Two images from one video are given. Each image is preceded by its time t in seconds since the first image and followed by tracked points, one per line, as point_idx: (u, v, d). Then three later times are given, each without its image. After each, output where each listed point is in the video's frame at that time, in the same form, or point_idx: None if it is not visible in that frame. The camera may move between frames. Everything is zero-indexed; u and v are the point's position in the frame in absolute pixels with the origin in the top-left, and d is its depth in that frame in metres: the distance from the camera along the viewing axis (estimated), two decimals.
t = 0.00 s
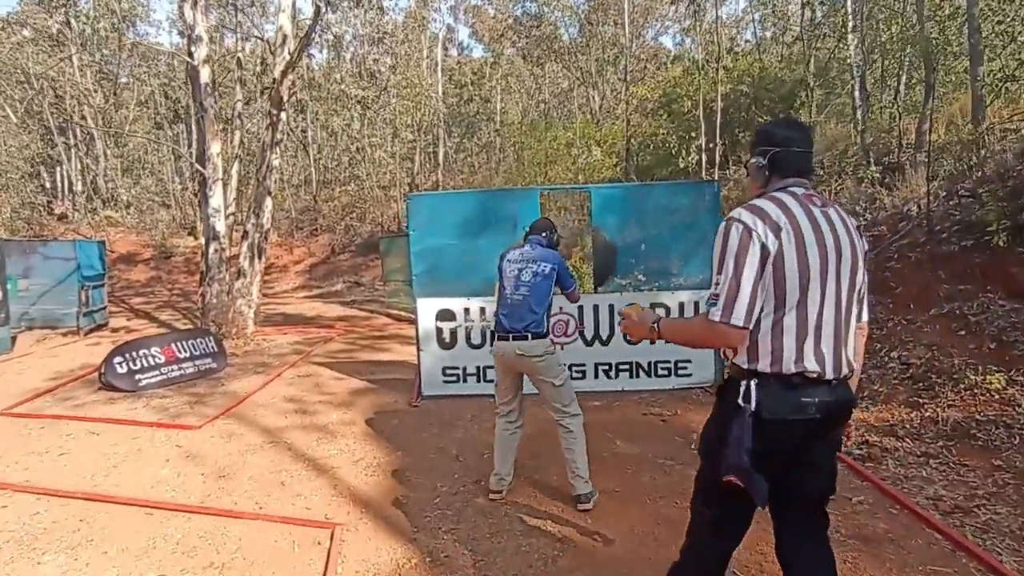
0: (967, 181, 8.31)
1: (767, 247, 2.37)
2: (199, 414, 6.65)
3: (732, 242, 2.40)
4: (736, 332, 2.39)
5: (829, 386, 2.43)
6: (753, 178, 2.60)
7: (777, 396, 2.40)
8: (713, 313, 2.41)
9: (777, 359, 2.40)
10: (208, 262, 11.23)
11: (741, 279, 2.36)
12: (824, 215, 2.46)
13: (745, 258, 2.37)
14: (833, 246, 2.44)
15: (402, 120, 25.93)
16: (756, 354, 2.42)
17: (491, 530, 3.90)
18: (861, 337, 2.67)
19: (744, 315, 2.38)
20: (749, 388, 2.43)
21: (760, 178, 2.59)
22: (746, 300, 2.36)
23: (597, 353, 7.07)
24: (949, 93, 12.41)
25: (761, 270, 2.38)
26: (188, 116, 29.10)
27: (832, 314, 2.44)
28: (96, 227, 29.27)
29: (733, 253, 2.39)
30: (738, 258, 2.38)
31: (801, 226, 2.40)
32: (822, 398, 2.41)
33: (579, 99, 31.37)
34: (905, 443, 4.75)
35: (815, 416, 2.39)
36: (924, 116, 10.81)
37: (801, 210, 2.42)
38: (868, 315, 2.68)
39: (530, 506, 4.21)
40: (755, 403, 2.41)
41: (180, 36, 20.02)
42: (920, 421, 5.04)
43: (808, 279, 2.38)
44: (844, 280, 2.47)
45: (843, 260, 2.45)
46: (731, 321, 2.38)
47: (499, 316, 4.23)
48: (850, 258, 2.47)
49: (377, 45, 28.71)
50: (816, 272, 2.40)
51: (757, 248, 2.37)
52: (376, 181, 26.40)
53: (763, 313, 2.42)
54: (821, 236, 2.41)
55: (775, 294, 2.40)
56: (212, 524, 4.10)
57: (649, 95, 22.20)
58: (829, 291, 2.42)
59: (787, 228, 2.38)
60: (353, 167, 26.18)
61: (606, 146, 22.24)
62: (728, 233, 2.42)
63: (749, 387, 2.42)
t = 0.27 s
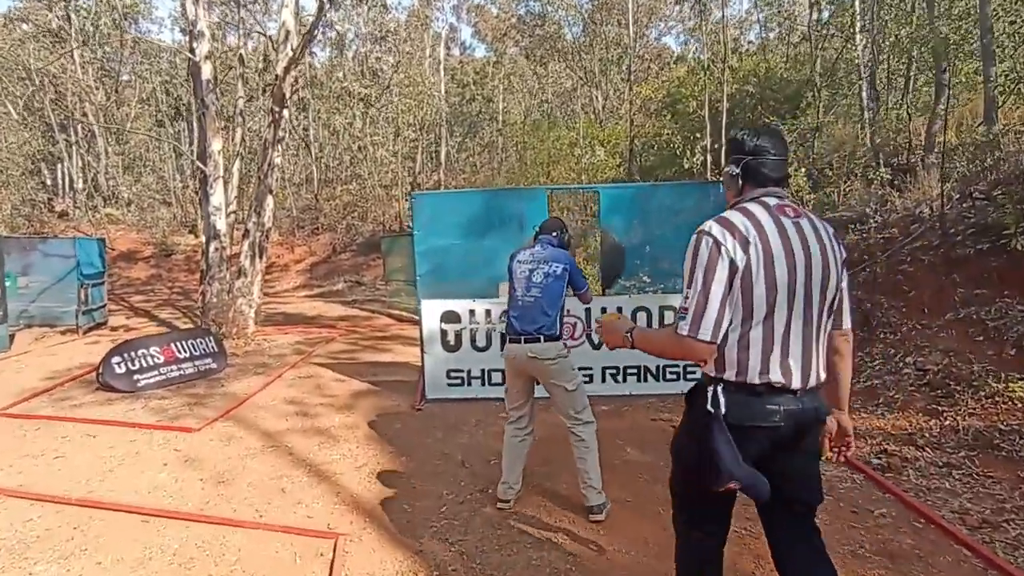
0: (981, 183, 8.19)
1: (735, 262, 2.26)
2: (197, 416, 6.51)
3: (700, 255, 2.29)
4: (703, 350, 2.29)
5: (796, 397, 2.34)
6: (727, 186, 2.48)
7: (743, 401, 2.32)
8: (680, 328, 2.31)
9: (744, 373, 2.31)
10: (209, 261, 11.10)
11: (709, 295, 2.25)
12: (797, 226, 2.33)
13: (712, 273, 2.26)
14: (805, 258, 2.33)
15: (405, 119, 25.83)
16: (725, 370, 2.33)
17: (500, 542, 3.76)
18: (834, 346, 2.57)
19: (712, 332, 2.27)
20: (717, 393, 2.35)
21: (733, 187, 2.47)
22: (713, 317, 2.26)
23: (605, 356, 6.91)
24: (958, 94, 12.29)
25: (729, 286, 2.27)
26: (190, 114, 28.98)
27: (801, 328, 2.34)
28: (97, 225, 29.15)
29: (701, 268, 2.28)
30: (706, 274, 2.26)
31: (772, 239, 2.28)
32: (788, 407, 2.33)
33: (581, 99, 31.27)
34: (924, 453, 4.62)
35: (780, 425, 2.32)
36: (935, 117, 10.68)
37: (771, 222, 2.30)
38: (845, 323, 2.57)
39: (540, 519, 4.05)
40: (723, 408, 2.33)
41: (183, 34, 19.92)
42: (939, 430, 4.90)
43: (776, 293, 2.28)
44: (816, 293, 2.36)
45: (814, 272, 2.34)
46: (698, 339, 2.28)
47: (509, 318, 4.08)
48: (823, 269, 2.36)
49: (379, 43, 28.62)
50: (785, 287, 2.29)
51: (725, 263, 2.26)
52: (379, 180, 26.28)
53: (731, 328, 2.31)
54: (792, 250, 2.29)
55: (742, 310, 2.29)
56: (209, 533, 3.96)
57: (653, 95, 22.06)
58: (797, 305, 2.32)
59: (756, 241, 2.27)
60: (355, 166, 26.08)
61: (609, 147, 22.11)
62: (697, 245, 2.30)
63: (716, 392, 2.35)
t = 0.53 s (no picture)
0: (996, 184, 8.06)
1: (709, 262, 2.27)
2: (198, 419, 6.38)
3: (674, 257, 2.31)
4: (676, 351, 2.32)
5: (777, 399, 2.34)
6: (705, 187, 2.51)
7: (727, 406, 2.32)
8: (655, 330, 2.34)
9: (721, 374, 2.32)
10: (210, 261, 10.96)
11: (682, 297, 2.27)
12: (774, 228, 2.32)
13: (686, 274, 2.28)
14: (781, 258, 2.32)
15: (407, 118, 25.67)
16: (701, 371, 2.35)
17: (514, 555, 3.64)
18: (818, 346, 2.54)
19: (685, 332, 2.29)
20: (700, 396, 2.36)
21: (711, 188, 2.48)
22: (685, 317, 2.28)
23: (614, 360, 6.74)
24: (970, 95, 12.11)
25: (704, 287, 2.28)
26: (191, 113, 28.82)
27: (779, 328, 2.33)
28: (98, 224, 28.97)
29: (674, 269, 2.30)
30: (679, 275, 2.29)
31: (747, 240, 2.28)
32: (771, 409, 2.33)
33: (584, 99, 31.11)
34: (948, 462, 4.49)
35: (764, 427, 2.32)
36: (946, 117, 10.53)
37: (746, 222, 2.30)
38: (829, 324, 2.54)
39: (554, 529, 3.92)
40: (706, 411, 2.34)
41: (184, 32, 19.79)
42: (961, 438, 4.79)
43: (751, 294, 2.28)
44: (794, 294, 2.35)
45: (792, 272, 2.33)
46: (670, 339, 2.30)
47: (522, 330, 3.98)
48: (802, 269, 2.35)
49: (382, 43, 28.47)
50: (760, 288, 2.29)
51: (699, 264, 2.27)
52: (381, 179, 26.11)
53: (707, 328, 2.32)
54: (767, 251, 2.29)
55: (718, 310, 2.30)
56: (211, 543, 3.83)
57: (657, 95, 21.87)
58: (775, 305, 2.31)
59: (730, 242, 2.27)
60: (357, 166, 25.92)
61: (613, 147, 21.91)
62: (672, 248, 2.32)
63: (700, 395, 2.36)
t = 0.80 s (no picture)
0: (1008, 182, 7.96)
1: (689, 266, 2.23)
2: (197, 422, 6.26)
3: (653, 262, 2.28)
4: (660, 355, 2.29)
5: (767, 398, 2.32)
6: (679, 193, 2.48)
7: (722, 407, 2.29)
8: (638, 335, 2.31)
9: (709, 376, 2.28)
10: (210, 261, 10.83)
11: (662, 302, 2.24)
12: (749, 230, 2.30)
13: (667, 279, 2.25)
14: (760, 260, 2.29)
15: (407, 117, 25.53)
16: (688, 373, 2.32)
17: (527, 565, 3.52)
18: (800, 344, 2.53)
19: (669, 336, 2.26)
20: (692, 400, 2.32)
21: (686, 193, 2.45)
22: (668, 321, 2.24)
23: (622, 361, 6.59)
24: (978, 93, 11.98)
25: (685, 292, 2.25)
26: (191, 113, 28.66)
27: (764, 328, 2.30)
28: (97, 224, 28.79)
29: (654, 274, 2.27)
30: (659, 281, 2.25)
31: (725, 243, 2.25)
32: (764, 406, 2.33)
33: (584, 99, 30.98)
34: (970, 466, 4.37)
35: (758, 425, 2.32)
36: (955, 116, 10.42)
37: (724, 225, 2.27)
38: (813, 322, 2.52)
39: (568, 538, 3.79)
40: (699, 414, 2.31)
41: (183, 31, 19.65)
42: (982, 441, 4.68)
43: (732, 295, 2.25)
44: (775, 295, 2.33)
45: (772, 273, 2.31)
46: (654, 344, 2.27)
47: (510, 334, 4.00)
48: (781, 269, 2.33)
49: (382, 42, 28.34)
50: (741, 289, 2.26)
51: (679, 269, 2.24)
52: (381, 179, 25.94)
53: (690, 332, 2.29)
54: (746, 253, 2.26)
55: (701, 314, 2.26)
56: (213, 551, 3.71)
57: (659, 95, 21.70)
58: (758, 306, 2.28)
59: (708, 246, 2.24)
60: (357, 166, 25.77)
61: (614, 147, 21.74)
62: (650, 253, 2.29)
63: (693, 398, 2.32)
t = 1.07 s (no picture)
0: None
1: (676, 260, 2.33)
2: (210, 416, 6.13)
3: (643, 258, 2.36)
4: (652, 347, 2.34)
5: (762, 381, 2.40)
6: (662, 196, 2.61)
7: (725, 393, 2.34)
8: (630, 329, 2.36)
9: (706, 365, 2.35)
10: (221, 253, 10.71)
11: (653, 293, 2.31)
12: (732, 226, 2.41)
13: (656, 274, 2.33)
14: (745, 255, 2.40)
15: (416, 110, 25.30)
16: (683, 364, 2.38)
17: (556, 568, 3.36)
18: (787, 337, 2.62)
19: (660, 328, 2.33)
20: (694, 391, 2.36)
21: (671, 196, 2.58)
22: (659, 313, 2.31)
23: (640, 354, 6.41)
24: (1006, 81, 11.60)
25: (675, 285, 2.33)
26: (200, 106, 28.52)
27: (752, 319, 2.39)
28: (106, 218, 28.70)
29: (645, 268, 2.34)
30: (649, 274, 2.33)
31: (710, 238, 2.36)
32: (762, 389, 2.40)
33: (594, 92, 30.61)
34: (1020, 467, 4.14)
35: (758, 407, 2.37)
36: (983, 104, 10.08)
37: (709, 222, 2.38)
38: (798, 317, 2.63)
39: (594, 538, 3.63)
40: (704, 404, 2.34)
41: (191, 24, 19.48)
42: None
43: (720, 287, 2.34)
44: (761, 288, 2.42)
45: (757, 267, 2.41)
46: (647, 336, 2.33)
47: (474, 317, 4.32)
48: (765, 263, 2.43)
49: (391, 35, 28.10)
50: (728, 282, 2.35)
51: (668, 263, 2.33)
52: (390, 173, 25.67)
53: (682, 324, 2.36)
54: (731, 248, 2.37)
55: (690, 305, 2.35)
56: (229, 552, 3.57)
57: (672, 86, 21.30)
58: (745, 297, 2.37)
59: (694, 240, 2.35)
60: (366, 159, 25.55)
61: (626, 141, 21.37)
62: (639, 248, 2.38)
63: (694, 389, 2.35)
